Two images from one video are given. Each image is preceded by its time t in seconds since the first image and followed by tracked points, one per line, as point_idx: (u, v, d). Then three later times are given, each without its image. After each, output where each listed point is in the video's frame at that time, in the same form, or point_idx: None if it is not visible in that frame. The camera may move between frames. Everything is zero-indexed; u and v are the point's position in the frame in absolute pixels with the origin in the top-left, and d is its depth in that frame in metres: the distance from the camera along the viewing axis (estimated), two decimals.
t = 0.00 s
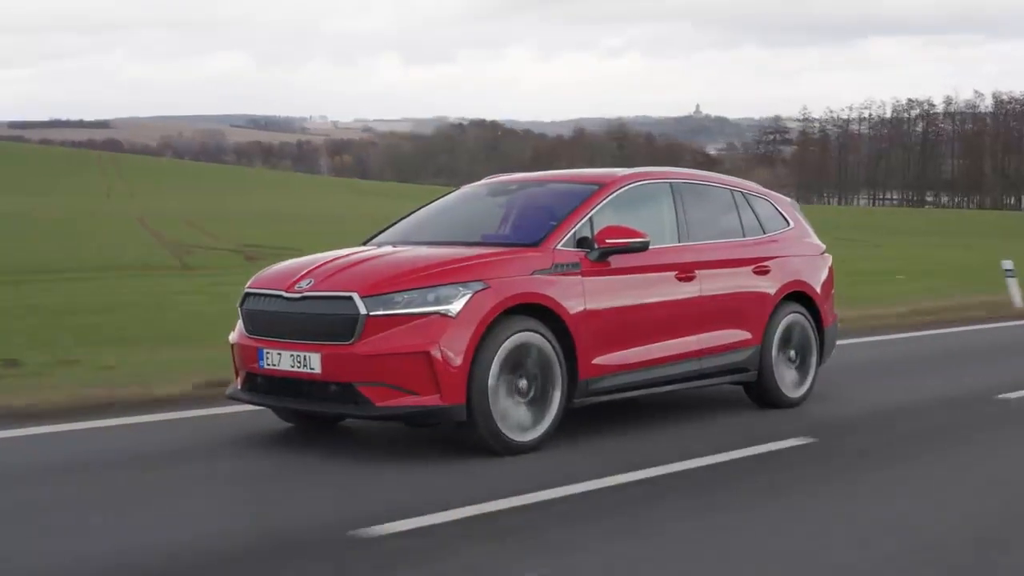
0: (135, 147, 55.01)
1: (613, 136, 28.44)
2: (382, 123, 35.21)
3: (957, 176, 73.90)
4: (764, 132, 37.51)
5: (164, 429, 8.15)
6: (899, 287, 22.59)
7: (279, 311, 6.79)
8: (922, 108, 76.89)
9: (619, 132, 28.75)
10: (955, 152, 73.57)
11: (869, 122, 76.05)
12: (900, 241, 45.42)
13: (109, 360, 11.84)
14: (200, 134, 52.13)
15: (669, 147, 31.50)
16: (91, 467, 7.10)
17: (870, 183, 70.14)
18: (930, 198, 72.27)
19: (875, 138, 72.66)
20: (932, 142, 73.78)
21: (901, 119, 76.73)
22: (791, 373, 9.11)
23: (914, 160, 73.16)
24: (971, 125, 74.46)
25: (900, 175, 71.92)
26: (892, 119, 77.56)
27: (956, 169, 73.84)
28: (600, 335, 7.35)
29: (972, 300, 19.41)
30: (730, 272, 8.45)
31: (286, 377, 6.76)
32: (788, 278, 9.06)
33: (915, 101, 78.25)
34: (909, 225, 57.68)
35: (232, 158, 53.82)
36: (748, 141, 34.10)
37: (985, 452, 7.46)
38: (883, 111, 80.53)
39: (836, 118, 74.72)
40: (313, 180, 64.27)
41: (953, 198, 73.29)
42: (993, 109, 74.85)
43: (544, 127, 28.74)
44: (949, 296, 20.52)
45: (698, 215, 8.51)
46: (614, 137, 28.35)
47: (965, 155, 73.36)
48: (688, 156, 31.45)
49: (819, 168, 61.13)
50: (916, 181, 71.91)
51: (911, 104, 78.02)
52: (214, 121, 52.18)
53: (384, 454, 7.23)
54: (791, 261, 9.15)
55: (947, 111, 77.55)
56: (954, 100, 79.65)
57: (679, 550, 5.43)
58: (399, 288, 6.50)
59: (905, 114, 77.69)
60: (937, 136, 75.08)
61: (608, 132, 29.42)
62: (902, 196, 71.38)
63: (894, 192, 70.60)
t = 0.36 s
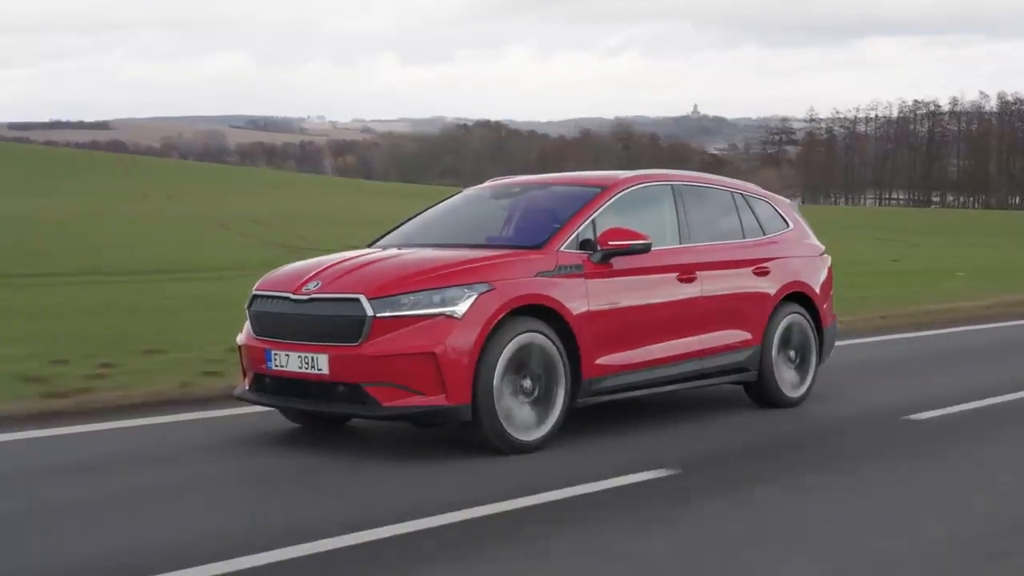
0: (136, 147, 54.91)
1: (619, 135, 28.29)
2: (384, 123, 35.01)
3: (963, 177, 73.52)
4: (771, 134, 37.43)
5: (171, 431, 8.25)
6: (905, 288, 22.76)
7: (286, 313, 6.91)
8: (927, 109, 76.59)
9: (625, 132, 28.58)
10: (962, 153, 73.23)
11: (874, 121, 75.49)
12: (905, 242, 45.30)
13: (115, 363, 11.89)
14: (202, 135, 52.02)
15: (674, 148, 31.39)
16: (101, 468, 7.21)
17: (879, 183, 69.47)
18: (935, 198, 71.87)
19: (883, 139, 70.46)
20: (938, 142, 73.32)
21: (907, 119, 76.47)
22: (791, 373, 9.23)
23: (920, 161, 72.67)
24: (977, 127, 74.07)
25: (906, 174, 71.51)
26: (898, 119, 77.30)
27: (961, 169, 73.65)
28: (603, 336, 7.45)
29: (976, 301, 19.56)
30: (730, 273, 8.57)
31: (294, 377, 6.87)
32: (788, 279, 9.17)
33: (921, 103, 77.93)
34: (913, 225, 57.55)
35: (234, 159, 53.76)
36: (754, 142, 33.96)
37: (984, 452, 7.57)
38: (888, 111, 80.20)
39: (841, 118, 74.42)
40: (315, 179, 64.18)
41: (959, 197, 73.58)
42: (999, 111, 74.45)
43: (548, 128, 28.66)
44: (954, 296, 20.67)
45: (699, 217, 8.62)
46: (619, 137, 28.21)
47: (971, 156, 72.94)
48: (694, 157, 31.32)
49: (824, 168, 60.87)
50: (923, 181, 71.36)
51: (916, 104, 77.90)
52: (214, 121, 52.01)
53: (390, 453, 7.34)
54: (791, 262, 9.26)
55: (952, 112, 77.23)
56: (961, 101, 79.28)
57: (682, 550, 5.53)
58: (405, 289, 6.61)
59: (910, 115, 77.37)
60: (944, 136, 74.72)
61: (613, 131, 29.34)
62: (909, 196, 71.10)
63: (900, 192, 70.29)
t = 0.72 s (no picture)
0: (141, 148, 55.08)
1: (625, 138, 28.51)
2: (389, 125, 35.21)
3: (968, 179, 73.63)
4: (779, 135, 37.60)
5: (182, 430, 8.37)
6: (910, 288, 23.13)
7: (297, 313, 7.03)
8: (932, 112, 76.72)
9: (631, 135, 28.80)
10: (967, 155, 73.34)
11: (881, 123, 75.49)
12: (911, 243, 45.43)
13: (127, 364, 12.03)
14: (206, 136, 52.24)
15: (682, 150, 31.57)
16: (114, 467, 7.33)
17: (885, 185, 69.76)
18: (941, 200, 71.96)
19: (889, 140, 70.38)
20: (943, 144, 73.41)
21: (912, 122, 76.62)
22: (792, 374, 9.35)
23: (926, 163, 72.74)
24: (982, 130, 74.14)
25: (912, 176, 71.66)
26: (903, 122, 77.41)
27: (966, 171, 73.79)
28: (608, 336, 7.58)
29: (979, 302, 19.81)
30: (733, 274, 8.69)
31: (304, 377, 6.99)
32: (789, 280, 9.29)
33: (925, 106, 78.05)
34: (918, 227, 57.76)
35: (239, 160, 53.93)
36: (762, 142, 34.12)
37: (984, 453, 7.68)
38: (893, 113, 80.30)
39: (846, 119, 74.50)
40: (320, 178, 64.32)
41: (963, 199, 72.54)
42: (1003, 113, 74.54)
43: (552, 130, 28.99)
44: (954, 296, 21.11)
45: (701, 219, 8.74)
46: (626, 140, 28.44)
47: (976, 157, 73.03)
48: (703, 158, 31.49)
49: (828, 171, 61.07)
50: (929, 183, 71.46)
51: (922, 106, 78.15)
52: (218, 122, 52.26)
53: (399, 452, 7.46)
54: (792, 265, 9.38)
55: (957, 114, 77.31)
56: (966, 103, 79.34)
57: (686, 550, 5.65)
58: (415, 291, 6.73)
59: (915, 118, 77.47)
60: (949, 139, 74.82)
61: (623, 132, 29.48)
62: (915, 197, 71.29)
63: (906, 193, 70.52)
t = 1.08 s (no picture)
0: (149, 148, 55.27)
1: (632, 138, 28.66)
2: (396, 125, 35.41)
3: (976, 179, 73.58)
4: (784, 136, 38.07)
5: (197, 427, 8.48)
6: (921, 288, 23.22)
7: (312, 310, 7.14)
8: (939, 112, 76.77)
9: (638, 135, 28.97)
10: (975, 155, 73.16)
11: (889, 123, 75.57)
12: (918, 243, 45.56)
13: (141, 363, 12.13)
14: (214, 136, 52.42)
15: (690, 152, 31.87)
16: (132, 463, 7.44)
17: (892, 185, 69.84)
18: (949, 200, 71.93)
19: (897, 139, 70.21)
20: (951, 144, 73.42)
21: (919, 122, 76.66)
22: (798, 372, 9.46)
23: (934, 163, 72.75)
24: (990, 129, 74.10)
25: (920, 176, 71.68)
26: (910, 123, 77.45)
27: (974, 170, 72.11)
28: (619, 334, 7.69)
29: (984, 302, 19.96)
30: (740, 273, 8.80)
31: (320, 374, 7.10)
32: (795, 279, 9.40)
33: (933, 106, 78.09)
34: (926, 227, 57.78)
35: (246, 159, 54.08)
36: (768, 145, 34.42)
37: (989, 453, 7.79)
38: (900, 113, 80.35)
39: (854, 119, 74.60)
40: (327, 176, 64.56)
41: (970, 199, 71.91)
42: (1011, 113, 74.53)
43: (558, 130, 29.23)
44: (960, 296, 21.26)
45: (708, 219, 8.85)
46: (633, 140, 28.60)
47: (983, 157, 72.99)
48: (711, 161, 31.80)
49: (835, 172, 61.15)
50: (937, 183, 71.48)
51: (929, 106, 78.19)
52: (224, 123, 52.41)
53: (412, 449, 7.56)
54: (798, 264, 9.50)
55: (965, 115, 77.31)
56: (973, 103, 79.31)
57: (696, 546, 5.73)
58: (429, 288, 6.84)
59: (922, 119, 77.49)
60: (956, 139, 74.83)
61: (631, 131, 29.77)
62: (924, 197, 71.33)
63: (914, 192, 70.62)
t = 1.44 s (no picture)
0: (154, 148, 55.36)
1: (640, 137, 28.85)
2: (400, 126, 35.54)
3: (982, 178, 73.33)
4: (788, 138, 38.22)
5: (212, 424, 8.58)
6: (930, 288, 23.33)
7: (328, 308, 7.24)
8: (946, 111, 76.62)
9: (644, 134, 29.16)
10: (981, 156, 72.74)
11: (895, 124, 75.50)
12: (924, 244, 45.61)
13: (156, 360, 12.21)
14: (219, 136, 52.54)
15: (697, 154, 31.93)
16: (148, 460, 7.54)
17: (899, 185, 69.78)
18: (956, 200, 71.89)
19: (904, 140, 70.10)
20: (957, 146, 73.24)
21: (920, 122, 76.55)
22: (805, 371, 9.57)
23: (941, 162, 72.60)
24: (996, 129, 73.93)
25: (926, 176, 71.68)
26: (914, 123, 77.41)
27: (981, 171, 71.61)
28: (630, 332, 7.79)
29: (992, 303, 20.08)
30: (748, 273, 8.91)
31: (335, 371, 7.20)
32: (801, 280, 9.51)
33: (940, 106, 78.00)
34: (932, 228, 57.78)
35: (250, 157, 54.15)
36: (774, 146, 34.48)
37: (993, 451, 7.88)
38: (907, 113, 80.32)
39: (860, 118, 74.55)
40: (330, 175, 64.62)
41: (977, 199, 71.44)
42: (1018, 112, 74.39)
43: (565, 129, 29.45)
44: (965, 297, 21.34)
45: (717, 220, 8.96)
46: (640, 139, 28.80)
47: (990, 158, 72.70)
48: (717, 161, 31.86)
49: (841, 172, 61.16)
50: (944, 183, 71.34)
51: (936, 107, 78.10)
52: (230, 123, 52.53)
53: (425, 446, 7.67)
54: (804, 264, 9.61)
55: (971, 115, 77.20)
56: (979, 104, 79.19)
57: (709, 540, 5.82)
58: (443, 287, 6.95)
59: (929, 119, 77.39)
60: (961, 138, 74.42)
61: (638, 130, 29.82)
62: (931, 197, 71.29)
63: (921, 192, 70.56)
